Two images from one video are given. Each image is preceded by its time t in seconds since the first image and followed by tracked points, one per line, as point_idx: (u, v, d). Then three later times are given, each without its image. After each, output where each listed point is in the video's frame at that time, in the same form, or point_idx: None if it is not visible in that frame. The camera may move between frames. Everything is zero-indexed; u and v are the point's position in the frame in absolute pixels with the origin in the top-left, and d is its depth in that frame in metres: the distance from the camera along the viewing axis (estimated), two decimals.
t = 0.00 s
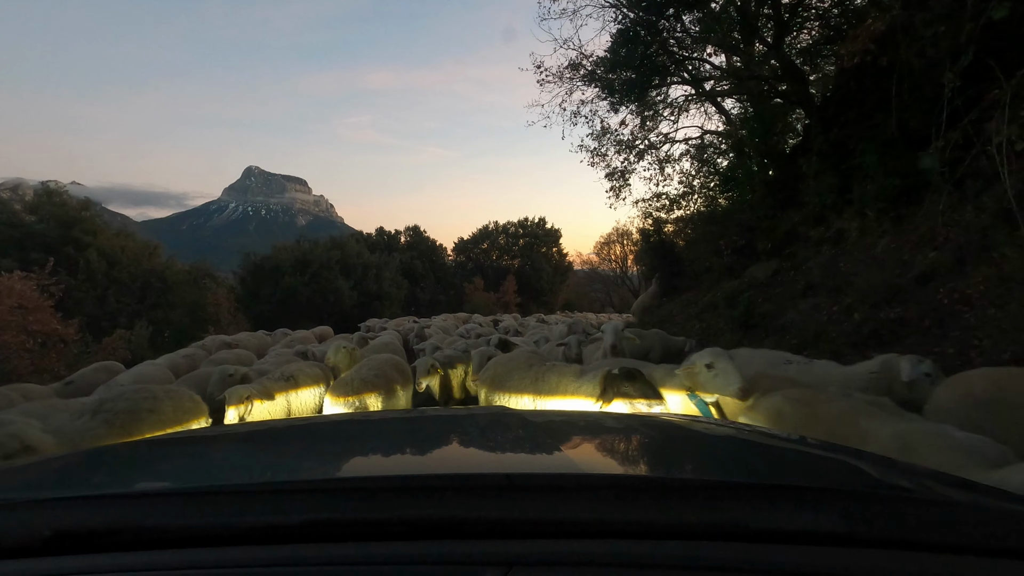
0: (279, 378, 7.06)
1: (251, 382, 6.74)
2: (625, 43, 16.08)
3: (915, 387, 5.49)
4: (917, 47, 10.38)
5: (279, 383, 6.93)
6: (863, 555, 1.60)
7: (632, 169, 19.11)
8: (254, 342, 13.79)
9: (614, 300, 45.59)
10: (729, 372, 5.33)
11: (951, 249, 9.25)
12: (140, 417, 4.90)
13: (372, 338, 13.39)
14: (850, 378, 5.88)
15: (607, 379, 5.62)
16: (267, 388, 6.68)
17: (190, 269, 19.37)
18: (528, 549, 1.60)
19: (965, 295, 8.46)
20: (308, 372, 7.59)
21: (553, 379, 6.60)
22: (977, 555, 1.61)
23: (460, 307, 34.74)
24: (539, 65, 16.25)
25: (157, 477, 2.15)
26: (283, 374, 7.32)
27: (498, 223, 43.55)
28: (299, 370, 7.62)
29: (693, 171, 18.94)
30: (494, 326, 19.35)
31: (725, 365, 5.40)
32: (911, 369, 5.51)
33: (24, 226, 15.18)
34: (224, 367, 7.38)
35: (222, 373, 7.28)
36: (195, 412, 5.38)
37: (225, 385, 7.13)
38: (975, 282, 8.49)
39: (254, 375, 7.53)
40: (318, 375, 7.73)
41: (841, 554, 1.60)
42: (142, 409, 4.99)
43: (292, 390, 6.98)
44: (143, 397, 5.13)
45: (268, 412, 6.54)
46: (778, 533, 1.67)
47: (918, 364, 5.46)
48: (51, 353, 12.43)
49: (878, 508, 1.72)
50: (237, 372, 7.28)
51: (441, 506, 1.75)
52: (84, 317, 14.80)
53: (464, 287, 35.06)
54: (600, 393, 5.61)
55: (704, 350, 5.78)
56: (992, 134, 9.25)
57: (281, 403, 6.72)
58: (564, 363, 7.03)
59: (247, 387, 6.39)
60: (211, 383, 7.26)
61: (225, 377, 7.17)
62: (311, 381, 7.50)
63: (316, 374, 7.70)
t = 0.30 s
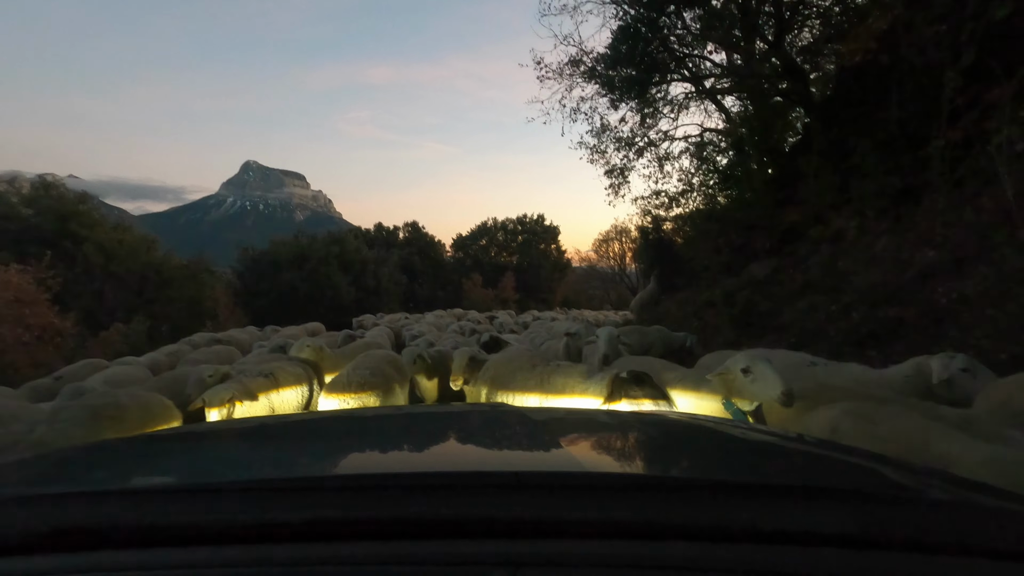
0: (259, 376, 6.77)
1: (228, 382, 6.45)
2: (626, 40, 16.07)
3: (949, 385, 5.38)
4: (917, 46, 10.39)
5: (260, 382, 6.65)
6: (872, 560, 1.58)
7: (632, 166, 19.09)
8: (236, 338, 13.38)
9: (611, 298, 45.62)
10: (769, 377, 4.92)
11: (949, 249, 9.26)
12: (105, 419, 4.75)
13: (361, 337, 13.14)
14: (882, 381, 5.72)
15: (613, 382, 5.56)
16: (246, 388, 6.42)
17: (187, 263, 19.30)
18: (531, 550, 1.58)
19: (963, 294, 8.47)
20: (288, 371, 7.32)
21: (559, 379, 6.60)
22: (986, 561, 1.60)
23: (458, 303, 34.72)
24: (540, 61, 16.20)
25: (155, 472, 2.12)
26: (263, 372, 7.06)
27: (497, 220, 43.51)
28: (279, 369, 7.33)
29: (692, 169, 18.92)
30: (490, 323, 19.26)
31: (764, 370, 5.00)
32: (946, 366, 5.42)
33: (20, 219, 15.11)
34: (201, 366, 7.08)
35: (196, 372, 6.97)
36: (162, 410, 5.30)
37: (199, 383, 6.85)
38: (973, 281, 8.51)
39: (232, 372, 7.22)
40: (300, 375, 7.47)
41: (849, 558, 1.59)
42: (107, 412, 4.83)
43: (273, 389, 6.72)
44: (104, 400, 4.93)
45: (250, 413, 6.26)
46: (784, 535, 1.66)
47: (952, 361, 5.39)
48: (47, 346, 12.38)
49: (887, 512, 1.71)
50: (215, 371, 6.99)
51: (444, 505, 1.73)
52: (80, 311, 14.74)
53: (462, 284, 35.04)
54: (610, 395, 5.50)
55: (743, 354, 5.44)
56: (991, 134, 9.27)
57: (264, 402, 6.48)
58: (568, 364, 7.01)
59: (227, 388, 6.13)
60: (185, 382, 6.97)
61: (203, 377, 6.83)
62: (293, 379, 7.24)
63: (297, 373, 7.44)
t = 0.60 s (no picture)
0: (240, 380, 6.16)
1: (205, 390, 5.84)
2: (625, 36, 16.05)
3: (978, 369, 5.18)
4: (918, 43, 10.40)
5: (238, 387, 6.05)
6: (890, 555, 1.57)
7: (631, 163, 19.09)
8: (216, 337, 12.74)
9: (610, 295, 45.65)
10: (827, 400, 4.31)
11: (949, 246, 9.27)
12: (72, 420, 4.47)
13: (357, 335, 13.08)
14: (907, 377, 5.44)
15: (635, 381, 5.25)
16: (224, 392, 5.83)
17: (186, 260, 19.24)
18: (543, 544, 1.57)
19: (963, 291, 8.48)
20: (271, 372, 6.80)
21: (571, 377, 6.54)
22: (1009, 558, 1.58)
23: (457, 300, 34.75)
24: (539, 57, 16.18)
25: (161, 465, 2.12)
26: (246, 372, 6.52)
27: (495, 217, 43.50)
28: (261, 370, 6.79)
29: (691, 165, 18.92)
30: (488, 321, 19.18)
31: (821, 390, 4.39)
32: (973, 353, 5.21)
33: (17, 216, 15.06)
34: (174, 368, 6.55)
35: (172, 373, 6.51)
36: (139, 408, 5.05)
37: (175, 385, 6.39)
38: (973, 278, 8.53)
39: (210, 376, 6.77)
40: (284, 375, 6.98)
41: (867, 556, 1.54)
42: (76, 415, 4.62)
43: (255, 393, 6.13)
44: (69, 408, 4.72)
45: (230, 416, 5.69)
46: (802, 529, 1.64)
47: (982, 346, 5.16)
48: (46, 344, 12.35)
49: (911, 508, 1.68)
50: (190, 374, 6.43)
51: (454, 498, 1.71)
52: (79, 308, 14.71)
53: (461, 281, 35.03)
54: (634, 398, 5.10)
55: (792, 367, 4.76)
56: (992, 131, 9.28)
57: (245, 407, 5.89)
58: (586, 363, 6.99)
59: (204, 396, 5.54)
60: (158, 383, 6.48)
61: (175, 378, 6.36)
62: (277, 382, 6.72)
63: (281, 374, 6.94)
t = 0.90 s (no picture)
0: (227, 388, 6.16)
1: (185, 398, 5.74)
2: (626, 39, 16.19)
3: None
4: (916, 49, 10.53)
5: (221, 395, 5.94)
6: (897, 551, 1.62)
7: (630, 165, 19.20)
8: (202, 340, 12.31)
9: (609, 296, 45.74)
10: (887, 420, 4.22)
11: (946, 250, 9.37)
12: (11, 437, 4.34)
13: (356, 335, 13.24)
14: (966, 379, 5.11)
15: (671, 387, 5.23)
16: (206, 401, 5.76)
17: (186, 260, 19.28)
18: (557, 540, 1.59)
19: (960, 295, 8.58)
20: (260, 378, 6.58)
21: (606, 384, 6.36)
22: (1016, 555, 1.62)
23: (456, 300, 34.91)
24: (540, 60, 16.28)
25: (174, 467, 2.15)
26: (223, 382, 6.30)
27: (494, 217, 43.69)
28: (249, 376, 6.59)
29: (690, 168, 19.02)
30: (486, 322, 19.26)
31: (880, 408, 4.31)
32: None
33: (17, 214, 15.09)
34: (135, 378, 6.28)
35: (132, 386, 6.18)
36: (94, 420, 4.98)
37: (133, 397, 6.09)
38: (970, 282, 8.62)
39: (176, 385, 6.43)
40: (276, 382, 6.76)
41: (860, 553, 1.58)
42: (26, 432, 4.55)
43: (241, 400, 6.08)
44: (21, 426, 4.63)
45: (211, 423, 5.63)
46: (807, 528, 1.67)
47: None
48: (46, 343, 12.41)
49: (918, 509, 1.72)
50: (150, 387, 6.11)
51: (469, 496, 1.74)
52: (79, 308, 14.76)
53: (460, 281, 35.10)
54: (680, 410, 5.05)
55: (847, 382, 4.73)
56: (989, 136, 9.40)
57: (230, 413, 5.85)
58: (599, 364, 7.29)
59: (185, 404, 5.48)
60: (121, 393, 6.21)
61: (134, 390, 6.07)
62: (266, 388, 6.55)
63: (273, 380, 6.73)
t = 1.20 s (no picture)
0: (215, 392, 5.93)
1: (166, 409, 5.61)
2: (624, 39, 16.22)
3: None
4: (914, 51, 10.58)
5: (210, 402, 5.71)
6: (900, 565, 1.63)
7: (629, 165, 19.21)
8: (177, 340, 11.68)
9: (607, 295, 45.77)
10: (960, 442, 3.83)
11: (942, 252, 9.42)
12: None
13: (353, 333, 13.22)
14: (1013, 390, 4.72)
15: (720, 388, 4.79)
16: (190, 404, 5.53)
17: (182, 257, 19.22)
18: (561, 555, 1.59)
19: (956, 297, 8.63)
20: (248, 383, 6.34)
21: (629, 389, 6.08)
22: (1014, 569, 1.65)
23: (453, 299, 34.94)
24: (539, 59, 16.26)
25: (171, 471, 2.14)
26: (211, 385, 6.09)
27: (491, 216, 43.70)
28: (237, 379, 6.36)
29: (688, 168, 19.05)
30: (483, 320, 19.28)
31: (954, 428, 3.90)
32: None
33: (14, 210, 15.03)
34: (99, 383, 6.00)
35: (95, 391, 5.88)
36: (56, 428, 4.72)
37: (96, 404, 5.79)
38: (965, 285, 8.67)
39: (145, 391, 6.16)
40: (266, 387, 6.53)
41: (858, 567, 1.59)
42: None
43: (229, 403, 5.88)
44: None
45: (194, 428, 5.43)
46: (807, 541, 1.68)
47: None
48: (43, 340, 12.37)
49: (917, 523, 1.74)
50: (117, 392, 5.87)
51: (473, 506, 1.74)
52: (75, 305, 14.70)
53: (458, 280, 35.07)
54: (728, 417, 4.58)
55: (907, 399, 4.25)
56: (986, 140, 9.45)
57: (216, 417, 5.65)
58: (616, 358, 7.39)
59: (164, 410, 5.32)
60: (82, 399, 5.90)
61: (98, 396, 5.79)
62: (256, 393, 6.32)
63: (263, 385, 6.53)
